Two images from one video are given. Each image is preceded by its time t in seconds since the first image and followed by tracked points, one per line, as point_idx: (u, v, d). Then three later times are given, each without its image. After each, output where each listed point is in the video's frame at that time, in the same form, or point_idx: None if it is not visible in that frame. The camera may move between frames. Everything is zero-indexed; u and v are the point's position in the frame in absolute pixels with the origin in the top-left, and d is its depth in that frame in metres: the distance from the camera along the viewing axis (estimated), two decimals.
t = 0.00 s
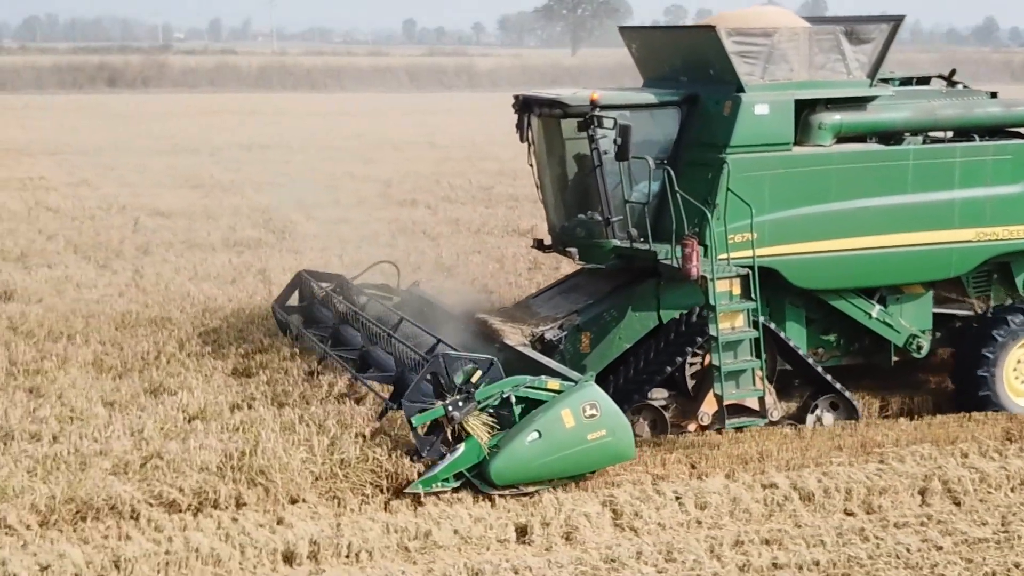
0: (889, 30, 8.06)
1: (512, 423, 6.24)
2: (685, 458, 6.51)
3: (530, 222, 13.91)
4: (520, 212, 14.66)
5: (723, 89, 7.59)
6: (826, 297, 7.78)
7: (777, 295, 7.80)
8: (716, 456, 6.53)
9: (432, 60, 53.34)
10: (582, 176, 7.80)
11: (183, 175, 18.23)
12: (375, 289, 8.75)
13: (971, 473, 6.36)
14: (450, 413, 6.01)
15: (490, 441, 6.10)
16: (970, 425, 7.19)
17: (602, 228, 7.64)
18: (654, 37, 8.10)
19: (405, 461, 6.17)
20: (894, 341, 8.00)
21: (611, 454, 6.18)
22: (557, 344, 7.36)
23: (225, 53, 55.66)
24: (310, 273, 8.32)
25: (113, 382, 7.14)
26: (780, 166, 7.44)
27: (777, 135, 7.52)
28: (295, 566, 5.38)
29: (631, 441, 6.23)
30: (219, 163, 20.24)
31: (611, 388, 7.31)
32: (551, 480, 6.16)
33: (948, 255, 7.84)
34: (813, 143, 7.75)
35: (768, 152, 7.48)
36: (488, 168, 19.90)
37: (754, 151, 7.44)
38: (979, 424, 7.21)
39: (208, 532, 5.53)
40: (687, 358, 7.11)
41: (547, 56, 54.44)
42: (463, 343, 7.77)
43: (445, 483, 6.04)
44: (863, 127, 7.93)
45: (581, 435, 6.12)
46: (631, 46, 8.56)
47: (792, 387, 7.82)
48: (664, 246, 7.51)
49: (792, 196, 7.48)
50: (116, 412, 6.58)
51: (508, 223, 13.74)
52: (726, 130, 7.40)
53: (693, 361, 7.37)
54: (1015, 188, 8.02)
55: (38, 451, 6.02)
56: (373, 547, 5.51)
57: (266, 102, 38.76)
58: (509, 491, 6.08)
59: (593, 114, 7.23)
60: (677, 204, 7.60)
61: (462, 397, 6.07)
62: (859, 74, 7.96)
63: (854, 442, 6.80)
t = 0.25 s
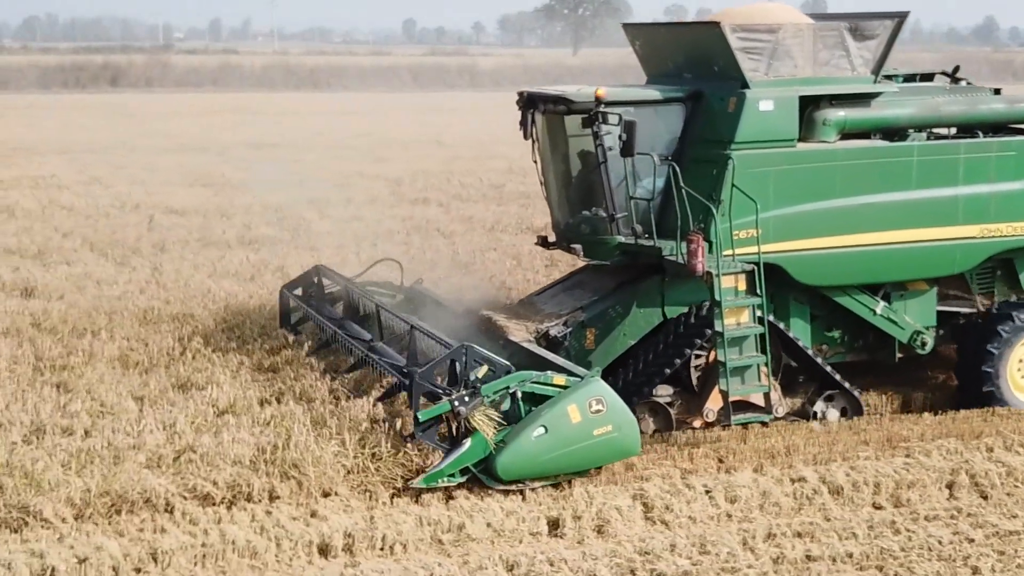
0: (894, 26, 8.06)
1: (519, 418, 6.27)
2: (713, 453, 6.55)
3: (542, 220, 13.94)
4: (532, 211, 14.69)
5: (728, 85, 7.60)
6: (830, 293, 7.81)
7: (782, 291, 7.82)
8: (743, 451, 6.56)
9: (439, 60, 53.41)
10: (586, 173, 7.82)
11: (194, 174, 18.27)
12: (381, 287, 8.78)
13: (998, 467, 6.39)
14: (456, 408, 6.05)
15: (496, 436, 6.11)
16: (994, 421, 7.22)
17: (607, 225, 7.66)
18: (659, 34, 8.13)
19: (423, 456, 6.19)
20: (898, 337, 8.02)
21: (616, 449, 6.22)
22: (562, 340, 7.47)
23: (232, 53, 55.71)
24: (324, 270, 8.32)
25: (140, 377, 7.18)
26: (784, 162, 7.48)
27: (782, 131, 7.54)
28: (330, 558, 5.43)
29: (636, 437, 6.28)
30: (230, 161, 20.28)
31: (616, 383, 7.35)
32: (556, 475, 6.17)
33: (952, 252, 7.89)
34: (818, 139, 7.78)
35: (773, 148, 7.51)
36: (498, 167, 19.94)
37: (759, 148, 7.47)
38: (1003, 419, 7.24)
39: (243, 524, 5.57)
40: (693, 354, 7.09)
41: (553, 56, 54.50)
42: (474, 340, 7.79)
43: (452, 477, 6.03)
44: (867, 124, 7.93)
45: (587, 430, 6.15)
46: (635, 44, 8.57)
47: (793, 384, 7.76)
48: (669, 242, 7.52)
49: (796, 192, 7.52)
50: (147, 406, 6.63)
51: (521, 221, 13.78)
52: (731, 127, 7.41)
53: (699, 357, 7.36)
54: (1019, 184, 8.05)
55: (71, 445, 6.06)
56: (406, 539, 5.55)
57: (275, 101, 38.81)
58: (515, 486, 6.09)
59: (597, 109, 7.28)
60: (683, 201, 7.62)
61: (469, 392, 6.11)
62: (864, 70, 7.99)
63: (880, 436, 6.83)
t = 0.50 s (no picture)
0: (898, 22, 8.01)
1: (521, 413, 6.22)
2: (740, 446, 6.58)
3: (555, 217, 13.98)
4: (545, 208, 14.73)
5: (732, 81, 7.58)
6: (833, 289, 7.83)
7: (786, 287, 7.83)
8: (769, 445, 6.60)
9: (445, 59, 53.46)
10: (590, 170, 7.83)
11: (205, 172, 18.31)
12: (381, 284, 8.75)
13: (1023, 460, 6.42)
14: (463, 404, 6.00)
15: (502, 432, 6.08)
16: (1015, 415, 7.26)
17: (612, 221, 7.67)
18: (661, 30, 8.11)
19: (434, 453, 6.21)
20: (902, 333, 8.08)
21: (622, 445, 6.21)
22: (566, 336, 7.41)
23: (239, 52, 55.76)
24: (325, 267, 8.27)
25: (167, 373, 7.21)
26: (789, 159, 7.49)
27: (786, 127, 7.53)
28: (365, 550, 5.46)
29: (641, 432, 6.27)
30: (240, 160, 20.31)
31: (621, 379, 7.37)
32: (563, 471, 6.16)
33: (956, 248, 7.93)
34: (821, 135, 7.77)
35: (778, 144, 7.51)
36: (508, 165, 19.97)
37: (764, 144, 7.48)
38: None
39: (277, 517, 5.61)
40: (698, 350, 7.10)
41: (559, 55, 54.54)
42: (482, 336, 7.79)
43: (458, 473, 6.02)
44: (871, 120, 7.92)
45: (593, 426, 6.14)
46: (638, 40, 8.55)
47: (798, 378, 7.78)
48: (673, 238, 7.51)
49: (801, 189, 7.53)
50: (177, 400, 6.67)
51: (535, 219, 13.81)
52: (735, 123, 7.40)
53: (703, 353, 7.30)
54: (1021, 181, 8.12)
55: (104, 438, 6.10)
56: (439, 531, 5.59)
57: (284, 100, 38.87)
58: (521, 482, 6.08)
59: (601, 106, 7.27)
60: (687, 197, 7.62)
61: (475, 388, 6.07)
62: (868, 66, 7.97)
63: (905, 430, 6.87)
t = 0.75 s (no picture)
0: (902, 19, 8.01)
1: (528, 410, 6.23)
2: (767, 440, 6.61)
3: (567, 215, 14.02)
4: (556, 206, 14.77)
5: (737, 78, 7.59)
6: (837, 286, 7.81)
7: (791, 284, 7.82)
8: (795, 439, 6.62)
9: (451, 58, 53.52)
10: (594, 166, 7.78)
11: (217, 171, 18.35)
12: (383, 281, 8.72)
13: None
14: (468, 400, 6.00)
15: (508, 428, 6.07)
16: None
17: (616, 218, 7.63)
18: (665, 27, 8.12)
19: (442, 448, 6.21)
20: (905, 330, 8.02)
21: (628, 441, 6.19)
22: (571, 333, 7.41)
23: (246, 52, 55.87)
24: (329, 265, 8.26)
25: (193, 368, 7.26)
26: (793, 155, 7.45)
27: (791, 123, 7.51)
28: (398, 543, 5.49)
29: (648, 430, 6.25)
30: (250, 159, 20.35)
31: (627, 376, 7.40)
32: (568, 467, 6.15)
33: (959, 245, 7.86)
34: (825, 132, 7.74)
35: (781, 141, 7.48)
36: (517, 163, 20.01)
37: (768, 140, 7.45)
38: None
39: (310, 509, 5.65)
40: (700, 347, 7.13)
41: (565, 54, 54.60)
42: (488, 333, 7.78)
43: (463, 469, 6.00)
44: (875, 116, 7.89)
45: (599, 423, 6.12)
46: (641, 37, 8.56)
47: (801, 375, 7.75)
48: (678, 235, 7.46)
49: (803, 185, 7.49)
50: (206, 394, 6.72)
51: (549, 217, 13.85)
52: (739, 119, 7.39)
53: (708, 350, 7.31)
54: None
55: (137, 432, 6.15)
56: (471, 524, 5.62)
57: (293, 99, 38.97)
58: (527, 478, 6.07)
59: (606, 102, 7.25)
60: (692, 193, 7.58)
61: (481, 384, 6.06)
62: (872, 63, 7.98)
63: (930, 425, 6.90)
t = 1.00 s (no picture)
0: (906, 15, 7.95)
1: (534, 406, 6.25)
2: (791, 436, 6.64)
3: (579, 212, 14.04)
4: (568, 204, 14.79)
5: (741, 75, 7.58)
6: (841, 283, 7.80)
7: (794, 281, 7.82)
8: (820, 434, 6.65)
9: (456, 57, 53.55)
10: (597, 164, 7.79)
11: (227, 169, 18.37)
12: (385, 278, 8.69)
13: None
14: (472, 396, 6.04)
15: (513, 424, 6.09)
16: None
17: (619, 215, 7.64)
18: (667, 24, 8.10)
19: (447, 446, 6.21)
20: (909, 326, 8.06)
21: (632, 438, 6.19)
22: (574, 330, 7.42)
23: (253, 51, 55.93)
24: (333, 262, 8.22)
25: (219, 363, 7.29)
26: (797, 152, 7.44)
27: (795, 119, 7.50)
28: (429, 536, 5.52)
29: (652, 426, 6.26)
30: (260, 156, 20.37)
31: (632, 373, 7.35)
32: (572, 464, 6.16)
33: (962, 242, 7.86)
34: (829, 129, 7.77)
35: (786, 137, 7.47)
36: (526, 161, 20.03)
37: (772, 137, 7.44)
38: None
39: (341, 503, 5.69)
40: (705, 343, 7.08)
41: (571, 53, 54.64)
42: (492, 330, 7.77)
43: (468, 466, 6.03)
44: (878, 114, 7.94)
45: (603, 419, 6.13)
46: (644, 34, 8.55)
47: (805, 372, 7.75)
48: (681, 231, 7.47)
49: (808, 182, 7.48)
50: (233, 389, 6.77)
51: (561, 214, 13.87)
52: (744, 116, 7.37)
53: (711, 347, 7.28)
54: None
55: (167, 427, 6.19)
56: (502, 518, 5.65)
57: (302, 98, 39.02)
58: (531, 474, 6.08)
59: (610, 99, 7.18)
60: (695, 189, 7.59)
61: (485, 380, 6.10)
62: (876, 59, 7.92)
63: (954, 420, 6.93)
